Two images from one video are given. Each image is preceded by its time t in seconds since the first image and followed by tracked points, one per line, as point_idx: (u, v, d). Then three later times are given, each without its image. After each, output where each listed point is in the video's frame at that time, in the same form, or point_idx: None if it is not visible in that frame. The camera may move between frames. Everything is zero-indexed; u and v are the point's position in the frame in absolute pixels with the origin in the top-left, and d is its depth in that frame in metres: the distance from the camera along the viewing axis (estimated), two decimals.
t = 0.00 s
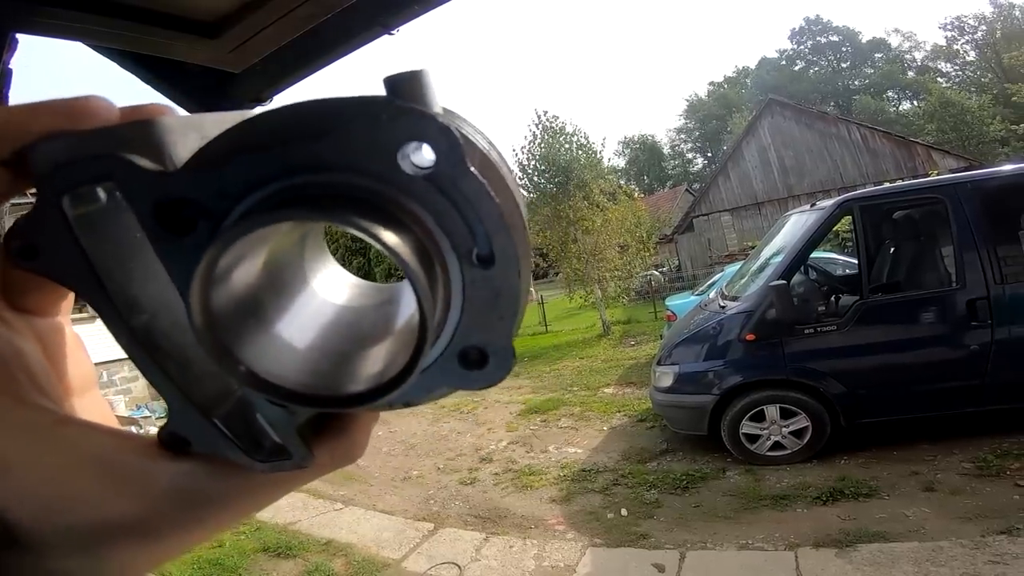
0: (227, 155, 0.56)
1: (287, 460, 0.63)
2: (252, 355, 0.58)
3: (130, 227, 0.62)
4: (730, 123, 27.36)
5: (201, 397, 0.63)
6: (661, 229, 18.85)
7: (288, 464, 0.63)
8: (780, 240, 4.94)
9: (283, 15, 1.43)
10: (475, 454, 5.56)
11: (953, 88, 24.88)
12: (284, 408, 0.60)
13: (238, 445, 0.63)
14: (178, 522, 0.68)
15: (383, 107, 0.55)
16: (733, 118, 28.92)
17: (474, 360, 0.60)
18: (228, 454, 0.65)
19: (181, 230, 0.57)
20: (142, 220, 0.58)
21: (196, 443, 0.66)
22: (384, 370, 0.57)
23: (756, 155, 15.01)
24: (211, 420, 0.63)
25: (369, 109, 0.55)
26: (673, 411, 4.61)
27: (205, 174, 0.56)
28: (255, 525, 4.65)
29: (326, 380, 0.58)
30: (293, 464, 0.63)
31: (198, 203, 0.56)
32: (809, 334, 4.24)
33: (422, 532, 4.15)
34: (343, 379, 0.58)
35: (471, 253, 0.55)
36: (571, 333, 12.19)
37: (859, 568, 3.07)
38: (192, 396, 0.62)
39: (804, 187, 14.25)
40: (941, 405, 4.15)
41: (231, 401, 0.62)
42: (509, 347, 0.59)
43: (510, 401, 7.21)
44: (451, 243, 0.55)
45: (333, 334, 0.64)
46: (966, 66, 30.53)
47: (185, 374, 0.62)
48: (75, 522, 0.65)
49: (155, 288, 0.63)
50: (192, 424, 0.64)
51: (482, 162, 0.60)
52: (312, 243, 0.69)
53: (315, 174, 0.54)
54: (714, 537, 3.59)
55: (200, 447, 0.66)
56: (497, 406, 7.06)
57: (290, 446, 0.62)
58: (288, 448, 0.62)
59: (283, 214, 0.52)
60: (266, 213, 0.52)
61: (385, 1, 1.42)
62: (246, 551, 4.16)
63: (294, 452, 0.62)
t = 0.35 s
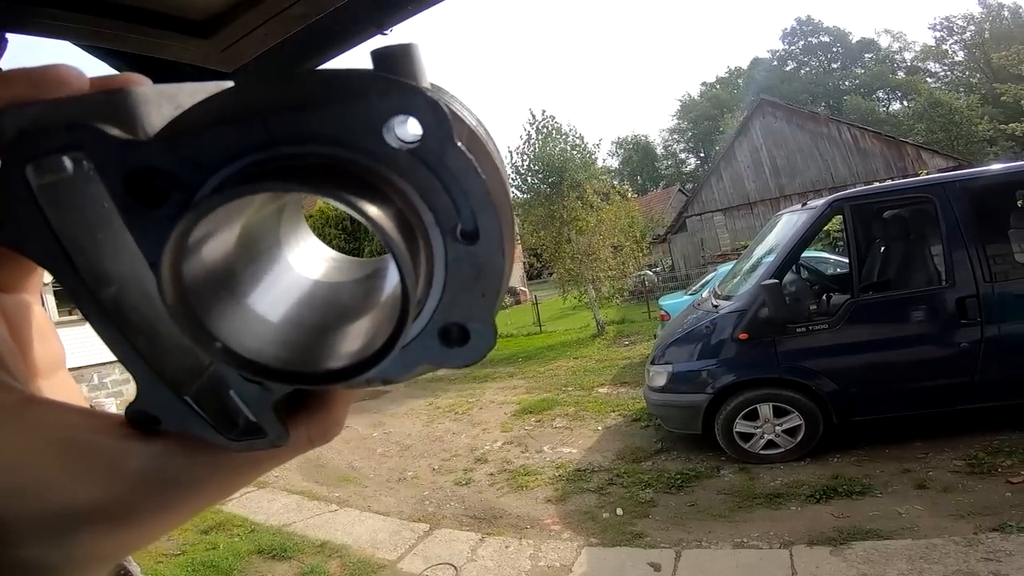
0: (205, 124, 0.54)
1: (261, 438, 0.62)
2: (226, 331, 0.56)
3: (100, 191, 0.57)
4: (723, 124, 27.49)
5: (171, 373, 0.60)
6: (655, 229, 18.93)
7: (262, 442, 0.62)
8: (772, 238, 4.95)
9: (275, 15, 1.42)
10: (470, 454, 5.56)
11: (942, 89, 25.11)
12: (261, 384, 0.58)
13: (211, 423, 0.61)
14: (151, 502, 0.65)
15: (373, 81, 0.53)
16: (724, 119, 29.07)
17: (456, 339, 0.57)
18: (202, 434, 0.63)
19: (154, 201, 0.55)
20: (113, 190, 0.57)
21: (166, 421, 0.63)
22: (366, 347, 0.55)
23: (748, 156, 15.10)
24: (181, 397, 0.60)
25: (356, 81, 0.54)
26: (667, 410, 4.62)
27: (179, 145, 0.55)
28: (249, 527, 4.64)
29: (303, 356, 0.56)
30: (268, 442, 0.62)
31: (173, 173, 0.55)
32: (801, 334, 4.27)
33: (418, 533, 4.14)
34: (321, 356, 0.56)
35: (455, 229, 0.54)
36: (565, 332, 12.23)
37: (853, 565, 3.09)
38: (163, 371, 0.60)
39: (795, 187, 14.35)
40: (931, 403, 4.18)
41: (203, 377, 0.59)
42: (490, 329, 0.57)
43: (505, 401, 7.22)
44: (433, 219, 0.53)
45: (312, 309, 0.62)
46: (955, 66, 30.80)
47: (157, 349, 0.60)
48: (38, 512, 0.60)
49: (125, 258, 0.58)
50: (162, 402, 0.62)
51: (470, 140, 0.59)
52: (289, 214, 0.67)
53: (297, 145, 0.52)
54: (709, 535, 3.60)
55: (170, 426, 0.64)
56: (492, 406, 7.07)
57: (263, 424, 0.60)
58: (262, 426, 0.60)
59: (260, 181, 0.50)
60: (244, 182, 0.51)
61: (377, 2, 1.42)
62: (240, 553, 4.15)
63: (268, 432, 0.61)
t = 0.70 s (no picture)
0: (240, 124, 0.55)
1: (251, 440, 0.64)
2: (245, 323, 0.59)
3: (140, 175, 0.57)
4: (717, 124, 27.55)
5: (170, 367, 0.61)
6: (649, 230, 18.96)
7: (253, 444, 0.65)
8: (767, 238, 4.97)
9: (271, 15, 1.41)
10: (466, 455, 5.56)
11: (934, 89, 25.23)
12: (261, 380, 0.60)
13: (202, 421, 0.64)
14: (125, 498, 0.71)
15: (399, 90, 0.54)
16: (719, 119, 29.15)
17: (461, 348, 0.59)
18: (189, 434, 0.65)
19: (191, 190, 0.56)
20: (152, 177, 0.58)
21: (154, 417, 0.66)
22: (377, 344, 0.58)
23: (742, 156, 15.15)
24: (176, 391, 0.62)
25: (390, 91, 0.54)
26: (662, 410, 4.64)
27: (223, 140, 0.55)
28: (245, 529, 4.62)
29: (318, 353, 0.59)
30: (257, 445, 0.65)
31: (211, 165, 0.56)
32: (794, 334, 4.29)
33: (414, 535, 4.14)
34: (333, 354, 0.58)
35: (472, 240, 0.55)
36: (561, 333, 12.24)
37: (848, 565, 3.10)
38: (161, 363, 0.61)
39: (789, 187, 14.40)
40: (924, 402, 4.21)
41: (200, 373, 0.61)
42: (497, 337, 0.59)
43: (501, 402, 7.22)
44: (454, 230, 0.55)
45: (329, 316, 0.64)
46: (947, 67, 30.96)
47: (159, 345, 0.61)
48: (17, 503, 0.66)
49: (142, 249, 0.58)
50: (157, 395, 0.63)
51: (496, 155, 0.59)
52: (304, 224, 0.70)
53: (322, 148, 0.53)
54: (704, 535, 3.62)
55: (158, 422, 0.66)
56: (488, 407, 7.07)
57: (256, 425, 0.63)
58: (256, 427, 0.63)
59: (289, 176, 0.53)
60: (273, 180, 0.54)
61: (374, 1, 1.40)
62: (236, 555, 4.13)
63: (261, 432, 0.63)
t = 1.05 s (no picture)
0: (299, 106, 0.57)
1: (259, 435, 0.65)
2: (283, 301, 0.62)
3: (183, 155, 0.63)
4: (713, 125, 27.59)
5: (183, 349, 0.64)
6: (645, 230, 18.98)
7: (258, 438, 0.65)
8: (764, 238, 4.99)
9: (269, 15, 1.42)
10: (463, 456, 5.55)
11: (929, 91, 25.29)
12: (280, 367, 0.61)
13: (209, 409, 0.65)
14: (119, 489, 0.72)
15: (448, 89, 0.58)
16: (714, 120, 29.20)
17: (489, 343, 0.61)
18: (193, 423, 0.66)
19: (242, 167, 0.59)
20: (207, 150, 0.60)
21: (158, 402, 0.66)
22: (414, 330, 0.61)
23: (738, 157, 15.17)
24: (186, 374, 0.64)
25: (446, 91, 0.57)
26: (659, 410, 4.65)
27: (285, 121, 0.58)
28: (241, 529, 4.61)
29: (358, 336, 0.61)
30: (265, 440, 0.65)
31: (269, 144, 0.59)
32: (789, 334, 4.30)
33: (411, 535, 4.14)
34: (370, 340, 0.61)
35: (509, 236, 0.59)
36: (557, 333, 12.25)
37: (844, 564, 3.11)
38: (177, 346, 0.64)
39: (784, 188, 14.43)
40: (919, 402, 4.23)
41: (208, 360, 0.66)
42: (524, 335, 0.61)
43: (497, 402, 7.21)
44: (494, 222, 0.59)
45: (359, 311, 0.67)
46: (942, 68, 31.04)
47: (180, 325, 0.64)
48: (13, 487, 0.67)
49: (176, 225, 0.64)
50: (167, 379, 0.65)
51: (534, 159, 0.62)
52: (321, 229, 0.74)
53: (371, 137, 0.57)
54: (701, 535, 3.62)
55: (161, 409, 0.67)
56: (485, 408, 7.07)
57: (267, 418, 0.64)
58: (267, 420, 0.64)
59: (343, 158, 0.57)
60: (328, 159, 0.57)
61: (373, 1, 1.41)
62: (232, 556, 4.13)
63: (273, 423, 0.64)
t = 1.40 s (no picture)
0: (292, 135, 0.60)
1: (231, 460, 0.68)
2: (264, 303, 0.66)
3: (189, 188, 0.67)
4: (712, 123, 27.59)
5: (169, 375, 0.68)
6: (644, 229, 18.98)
7: (227, 461, 0.68)
8: (763, 237, 4.96)
9: (265, 11, 1.42)
10: (461, 454, 5.55)
11: (927, 90, 25.29)
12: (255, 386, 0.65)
13: (185, 437, 0.69)
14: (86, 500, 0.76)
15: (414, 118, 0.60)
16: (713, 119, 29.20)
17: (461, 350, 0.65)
18: (167, 448, 0.70)
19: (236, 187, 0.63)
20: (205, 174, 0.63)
21: (136, 424, 0.70)
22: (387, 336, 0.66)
23: (736, 156, 15.18)
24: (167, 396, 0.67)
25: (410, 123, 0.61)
26: (656, 409, 4.65)
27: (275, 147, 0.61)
28: (238, 528, 4.61)
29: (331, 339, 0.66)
30: (234, 465, 0.68)
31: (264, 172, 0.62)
32: (786, 332, 4.30)
33: (408, 534, 4.14)
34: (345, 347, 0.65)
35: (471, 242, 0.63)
36: (555, 332, 12.24)
37: (840, 563, 3.12)
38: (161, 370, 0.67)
39: (783, 187, 14.44)
40: (915, 402, 4.24)
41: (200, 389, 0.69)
42: (497, 339, 0.64)
43: (495, 400, 7.21)
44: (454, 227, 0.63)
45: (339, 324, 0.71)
46: (941, 67, 31.05)
47: (168, 348, 0.67)
48: None
49: (181, 256, 0.67)
50: (148, 402, 0.68)
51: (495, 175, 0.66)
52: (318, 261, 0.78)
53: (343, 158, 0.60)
54: (698, 534, 3.63)
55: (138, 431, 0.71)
56: (483, 406, 7.06)
57: (239, 443, 0.67)
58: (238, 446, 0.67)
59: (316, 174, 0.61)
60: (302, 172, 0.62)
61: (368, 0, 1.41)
62: (229, 555, 4.12)
63: (243, 448, 0.67)
